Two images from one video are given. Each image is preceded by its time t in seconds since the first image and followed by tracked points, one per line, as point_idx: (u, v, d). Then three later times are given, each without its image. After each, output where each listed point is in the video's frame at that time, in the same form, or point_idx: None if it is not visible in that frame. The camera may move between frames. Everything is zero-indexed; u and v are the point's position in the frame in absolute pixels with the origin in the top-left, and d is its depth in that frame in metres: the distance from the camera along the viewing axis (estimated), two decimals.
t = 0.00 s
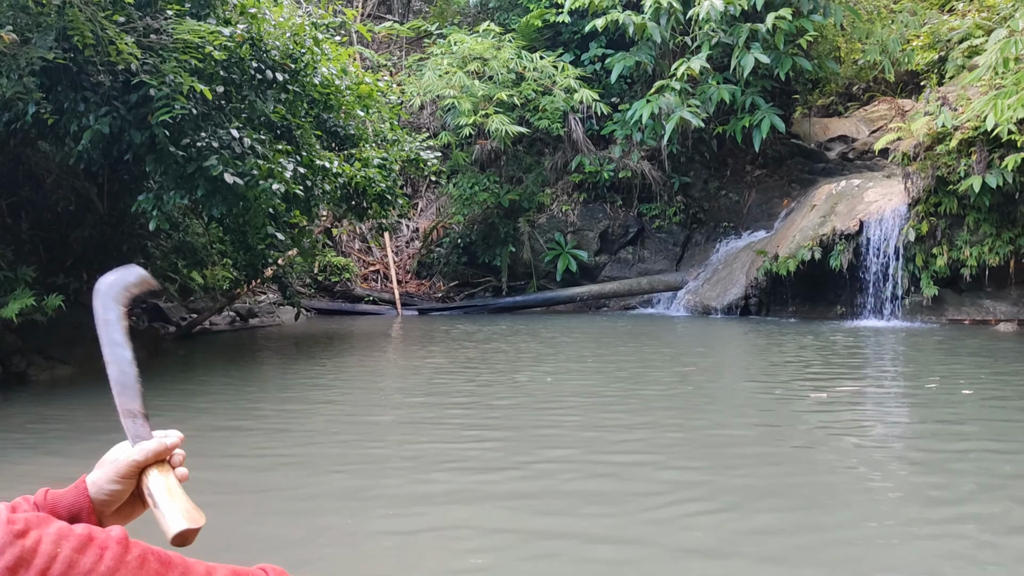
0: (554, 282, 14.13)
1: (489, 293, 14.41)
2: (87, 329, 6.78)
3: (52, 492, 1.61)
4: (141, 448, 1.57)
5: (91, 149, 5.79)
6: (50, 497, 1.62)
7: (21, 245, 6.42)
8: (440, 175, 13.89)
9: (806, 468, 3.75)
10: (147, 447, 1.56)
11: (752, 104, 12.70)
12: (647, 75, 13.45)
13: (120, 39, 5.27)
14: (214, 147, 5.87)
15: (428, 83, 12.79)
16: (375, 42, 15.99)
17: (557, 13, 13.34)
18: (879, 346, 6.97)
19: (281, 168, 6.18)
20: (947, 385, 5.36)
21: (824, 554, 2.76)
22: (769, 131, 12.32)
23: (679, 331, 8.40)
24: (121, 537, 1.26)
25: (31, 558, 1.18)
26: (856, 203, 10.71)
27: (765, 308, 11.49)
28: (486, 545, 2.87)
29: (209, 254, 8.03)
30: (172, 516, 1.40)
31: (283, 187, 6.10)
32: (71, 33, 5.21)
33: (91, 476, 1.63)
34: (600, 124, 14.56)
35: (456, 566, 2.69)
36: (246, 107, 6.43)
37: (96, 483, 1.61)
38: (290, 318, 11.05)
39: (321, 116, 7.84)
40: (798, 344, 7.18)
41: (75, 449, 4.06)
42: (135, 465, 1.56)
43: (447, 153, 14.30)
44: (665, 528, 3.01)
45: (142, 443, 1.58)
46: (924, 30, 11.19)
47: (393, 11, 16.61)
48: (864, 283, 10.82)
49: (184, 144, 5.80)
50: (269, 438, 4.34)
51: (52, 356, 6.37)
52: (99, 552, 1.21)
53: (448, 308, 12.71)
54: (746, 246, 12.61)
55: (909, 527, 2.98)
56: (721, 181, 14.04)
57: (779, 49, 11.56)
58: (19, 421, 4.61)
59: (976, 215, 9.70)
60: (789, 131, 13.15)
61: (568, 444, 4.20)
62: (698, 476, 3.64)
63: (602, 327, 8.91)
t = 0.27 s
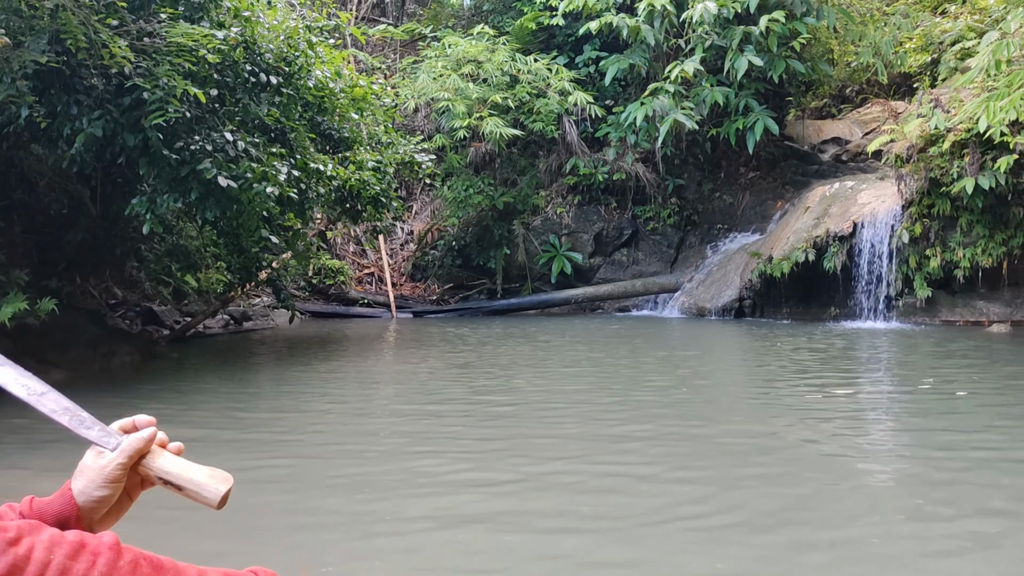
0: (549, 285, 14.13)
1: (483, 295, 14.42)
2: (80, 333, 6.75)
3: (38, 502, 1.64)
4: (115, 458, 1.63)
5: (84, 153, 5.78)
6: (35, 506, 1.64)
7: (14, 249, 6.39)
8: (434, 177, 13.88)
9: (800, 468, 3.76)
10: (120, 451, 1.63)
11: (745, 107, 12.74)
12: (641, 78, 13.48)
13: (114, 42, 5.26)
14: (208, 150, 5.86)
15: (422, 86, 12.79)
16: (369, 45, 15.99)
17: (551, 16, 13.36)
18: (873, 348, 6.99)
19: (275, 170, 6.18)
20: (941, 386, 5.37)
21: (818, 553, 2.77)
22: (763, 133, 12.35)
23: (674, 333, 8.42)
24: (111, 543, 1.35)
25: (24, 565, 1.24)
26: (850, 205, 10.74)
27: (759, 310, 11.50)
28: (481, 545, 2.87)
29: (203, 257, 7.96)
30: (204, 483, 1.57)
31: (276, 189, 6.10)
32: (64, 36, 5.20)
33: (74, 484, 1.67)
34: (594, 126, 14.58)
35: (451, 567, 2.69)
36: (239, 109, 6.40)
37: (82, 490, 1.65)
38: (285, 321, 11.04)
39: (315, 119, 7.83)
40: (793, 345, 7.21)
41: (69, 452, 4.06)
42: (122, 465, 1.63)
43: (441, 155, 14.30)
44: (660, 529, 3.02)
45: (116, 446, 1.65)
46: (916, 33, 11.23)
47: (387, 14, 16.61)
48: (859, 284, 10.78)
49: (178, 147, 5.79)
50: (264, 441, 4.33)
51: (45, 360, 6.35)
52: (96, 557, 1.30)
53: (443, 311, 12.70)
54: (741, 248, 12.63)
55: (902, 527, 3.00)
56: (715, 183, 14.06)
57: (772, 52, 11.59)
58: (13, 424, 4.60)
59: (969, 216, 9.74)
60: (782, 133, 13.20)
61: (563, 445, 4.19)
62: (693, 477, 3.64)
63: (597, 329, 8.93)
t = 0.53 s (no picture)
0: (544, 287, 14.13)
1: (479, 298, 14.42)
2: (74, 336, 6.74)
3: (29, 506, 1.63)
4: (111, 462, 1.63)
5: (79, 156, 5.77)
6: (27, 509, 1.64)
7: (8, 251, 6.38)
8: (430, 180, 13.88)
9: (796, 469, 3.77)
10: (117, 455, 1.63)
11: (740, 109, 12.77)
12: (637, 80, 13.51)
13: (108, 44, 5.25)
14: (203, 153, 5.85)
15: (418, 88, 12.79)
16: (364, 47, 15.99)
17: (546, 18, 13.38)
18: (868, 349, 7.01)
19: (269, 173, 6.16)
20: (936, 387, 5.39)
21: (814, 553, 2.78)
22: (757, 135, 12.36)
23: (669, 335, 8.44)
24: (101, 544, 1.40)
25: (15, 566, 1.30)
26: (844, 207, 10.78)
27: (754, 312, 11.52)
28: (477, 547, 2.88)
29: (198, 260, 7.97)
30: (202, 485, 1.63)
31: (271, 192, 6.09)
32: (59, 38, 5.19)
33: (65, 487, 1.66)
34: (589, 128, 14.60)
35: (448, 569, 2.69)
36: (234, 112, 6.36)
37: (73, 493, 1.64)
38: (280, 324, 11.03)
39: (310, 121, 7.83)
40: (786, 347, 7.23)
41: (62, 454, 4.07)
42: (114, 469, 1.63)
43: (437, 158, 14.30)
44: (656, 530, 3.03)
45: (110, 450, 1.65)
46: (910, 35, 11.27)
47: (383, 16, 16.61)
48: (853, 285, 10.78)
49: (173, 149, 5.78)
50: (259, 443, 4.34)
51: (39, 363, 6.32)
52: (85, 558, 1.35)
53: (438, 313, 12.69)
54: (736, 250, 12.66)
55: (897, 527, 3.01)
56: (710, 185, 14.08)
57: (767, 54, 11.60)
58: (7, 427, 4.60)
59: (963, 218, 9.77)
60: (777, 135, 13.24)
61: (559, 447, 4.20)
62: (689, 478, 3.65)
63: (592, 331, 8.94)
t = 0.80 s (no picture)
0: (541, 288, 14.12)
1: (475, 298, 14.41)
2: (70, 338, 6.72)
3: (28, 504, 1.65)
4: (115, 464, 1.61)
5: (75, 157, 5.75)
6: (25, 508, 1.64)
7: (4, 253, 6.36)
8: (426, 180, 13.88)
9: (793, 470, 3.78)
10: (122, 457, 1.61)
11: (737, 109, 12.78)
12: (633, 80, 13.52)
13: (104, 45, 5.24)
14: (199, 154, 5.84)
15: (414, 89, 12.79)
16: (361, 48, 15.99)
17: (542, 19, 13.39)
18: (865, 349, 7.03)
19: (266, 174, 6.16)
20: (932, 387, 5.41)
21: (813, 555, 2.79)
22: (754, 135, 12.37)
23: (666, 336, 8.44)
24: (99, 545, 1.33)
25: (12, 566, 1.24)
26: (841, 207, 10.79)
27: (751, 312, 11.52)
28: (477, 550, 2.88)
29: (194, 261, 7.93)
30: (186, 510, 1.49)
31: (268, 193, 6.08)
32: (55, 39, 5.18)
33: (65, 488, 1.67)
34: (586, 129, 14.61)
35: (449, 570, 2.70)
36: (230, 113, 6.37)
37: (71, 495, 1.65)
38: (276, 325, 11.00)
39: (306, 122, 7.82)
40: (784, 348, 7.23)
41: (58, 457, 4.04)
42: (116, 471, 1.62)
43: (433, 158, 14.30)
44: (655, 531, 3.04)
45: (117, 454, 1.64)
46: (906, 35, 11.29)
47: (379, 17, 16.61)
48: (850, 286, 10.79)
49: (169, 150, 5.77)
50: (255, 447, 4.32)
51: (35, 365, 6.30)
52: (82, 559, 1.29)
53: (435, 313, 12.69)
54: (733, 251, 12.66)
55: (895, 528, 3.02)
56: (707, 185, 14.09)
57: (764, 54, 11.61)
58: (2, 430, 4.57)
59: (959, 218, 9.79)
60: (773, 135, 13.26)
61: (557, 449, 4.21)
62: (687, 480, 3.66)
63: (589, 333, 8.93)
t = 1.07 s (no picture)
0: (538, 288, 14.13)
1: (472, 298, 14.42)
2: (67, 338, 6.72)
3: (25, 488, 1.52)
4: (118, 458, 1.62)
5: (71, 156, 5.74)
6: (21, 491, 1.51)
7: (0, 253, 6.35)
8: (423, 180, 13.87)
9: (789, 469, 3.79)
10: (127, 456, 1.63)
11: (734, 109, 12.78)
12: (630, 80, 13.52)
13: (100, 44, 5.23)
14: (196, 154, 5.83)
15: (411, 88, 12.78)
16: (358, 48, 15.98)
17: (540, 19, 13.39)
18: (862, 349, 7.03)
19: (263, 174, 6.15)
20: (928, 387, 5.41)
21: (816, 555, 2.78)
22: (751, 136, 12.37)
23: (663, 335, 8.44)
24: (98, 546, 1.29)
25: (8, 568, 1.20)
26: (838, 207, 10.80)
27: (748, 312, 11.53)
28: (478, 549, 2.88)
29: (191, 261, 7.92)
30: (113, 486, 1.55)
31: (265, 193, 6.08)
32: (51, 39, 5.17)
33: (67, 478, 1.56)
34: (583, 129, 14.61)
35: (445, 570, 2.70)
36: (227, 113, 6.36)
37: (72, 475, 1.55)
38: (273, 325, 10.99)
39: (303, 122, 7.81)
40: (780, 347, 7.24)
41: (54, 458, 4.03)
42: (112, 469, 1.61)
43: (430, 158, 14.29)
44: (656, 531, 3.03)
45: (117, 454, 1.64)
46: (903, 36, 11.29)
47: (376, 17, 16.60)
48: (847, 285, 10.81)
49: (166, 150, 5.76)
50: (252, 446, 4.31)
51: (31, 365, 6.30)
52: (79, 561, 1.25)
53: (432, 313, 12.68)
54: (730, 250, 12.68)
55: (896, 528, 3.02)
56: (704, 185, 14.09)
57: (761, 54, 11.61)
58: None
59: (956, 218, 9.80)
60: (770, 135, 13.27)
61: (556, 449, 4.20)
62: (686, 480, 3.65)
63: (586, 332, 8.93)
